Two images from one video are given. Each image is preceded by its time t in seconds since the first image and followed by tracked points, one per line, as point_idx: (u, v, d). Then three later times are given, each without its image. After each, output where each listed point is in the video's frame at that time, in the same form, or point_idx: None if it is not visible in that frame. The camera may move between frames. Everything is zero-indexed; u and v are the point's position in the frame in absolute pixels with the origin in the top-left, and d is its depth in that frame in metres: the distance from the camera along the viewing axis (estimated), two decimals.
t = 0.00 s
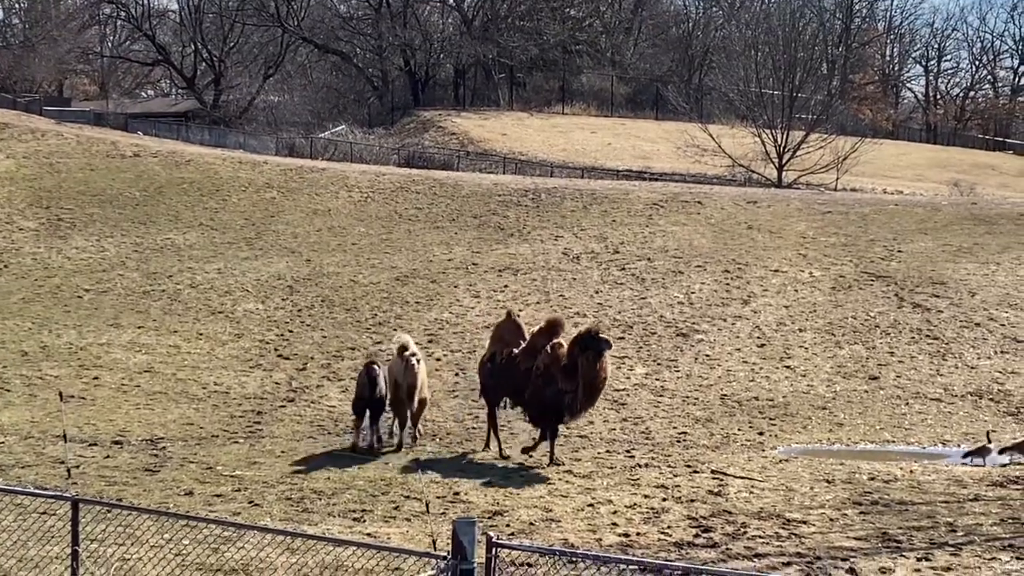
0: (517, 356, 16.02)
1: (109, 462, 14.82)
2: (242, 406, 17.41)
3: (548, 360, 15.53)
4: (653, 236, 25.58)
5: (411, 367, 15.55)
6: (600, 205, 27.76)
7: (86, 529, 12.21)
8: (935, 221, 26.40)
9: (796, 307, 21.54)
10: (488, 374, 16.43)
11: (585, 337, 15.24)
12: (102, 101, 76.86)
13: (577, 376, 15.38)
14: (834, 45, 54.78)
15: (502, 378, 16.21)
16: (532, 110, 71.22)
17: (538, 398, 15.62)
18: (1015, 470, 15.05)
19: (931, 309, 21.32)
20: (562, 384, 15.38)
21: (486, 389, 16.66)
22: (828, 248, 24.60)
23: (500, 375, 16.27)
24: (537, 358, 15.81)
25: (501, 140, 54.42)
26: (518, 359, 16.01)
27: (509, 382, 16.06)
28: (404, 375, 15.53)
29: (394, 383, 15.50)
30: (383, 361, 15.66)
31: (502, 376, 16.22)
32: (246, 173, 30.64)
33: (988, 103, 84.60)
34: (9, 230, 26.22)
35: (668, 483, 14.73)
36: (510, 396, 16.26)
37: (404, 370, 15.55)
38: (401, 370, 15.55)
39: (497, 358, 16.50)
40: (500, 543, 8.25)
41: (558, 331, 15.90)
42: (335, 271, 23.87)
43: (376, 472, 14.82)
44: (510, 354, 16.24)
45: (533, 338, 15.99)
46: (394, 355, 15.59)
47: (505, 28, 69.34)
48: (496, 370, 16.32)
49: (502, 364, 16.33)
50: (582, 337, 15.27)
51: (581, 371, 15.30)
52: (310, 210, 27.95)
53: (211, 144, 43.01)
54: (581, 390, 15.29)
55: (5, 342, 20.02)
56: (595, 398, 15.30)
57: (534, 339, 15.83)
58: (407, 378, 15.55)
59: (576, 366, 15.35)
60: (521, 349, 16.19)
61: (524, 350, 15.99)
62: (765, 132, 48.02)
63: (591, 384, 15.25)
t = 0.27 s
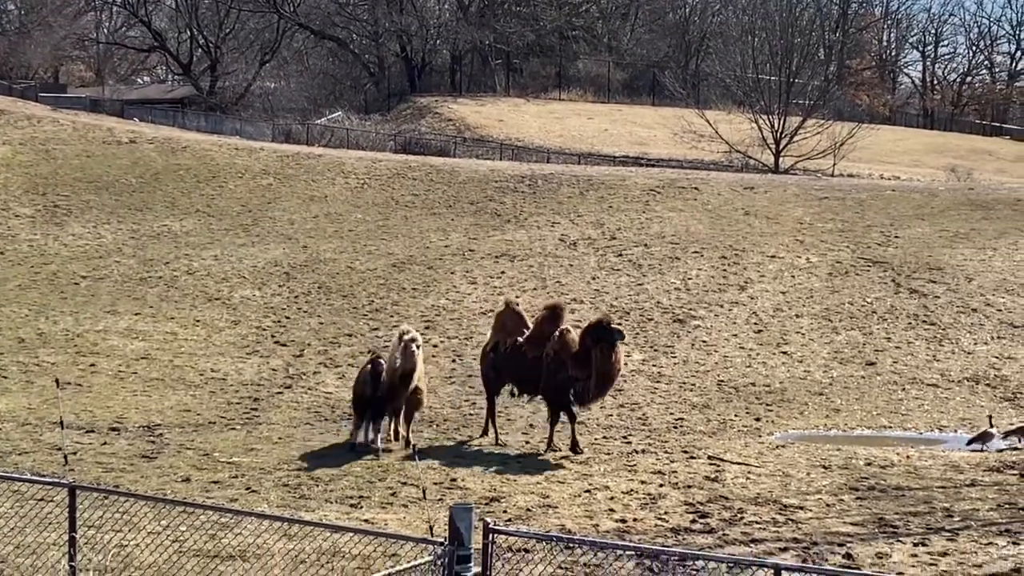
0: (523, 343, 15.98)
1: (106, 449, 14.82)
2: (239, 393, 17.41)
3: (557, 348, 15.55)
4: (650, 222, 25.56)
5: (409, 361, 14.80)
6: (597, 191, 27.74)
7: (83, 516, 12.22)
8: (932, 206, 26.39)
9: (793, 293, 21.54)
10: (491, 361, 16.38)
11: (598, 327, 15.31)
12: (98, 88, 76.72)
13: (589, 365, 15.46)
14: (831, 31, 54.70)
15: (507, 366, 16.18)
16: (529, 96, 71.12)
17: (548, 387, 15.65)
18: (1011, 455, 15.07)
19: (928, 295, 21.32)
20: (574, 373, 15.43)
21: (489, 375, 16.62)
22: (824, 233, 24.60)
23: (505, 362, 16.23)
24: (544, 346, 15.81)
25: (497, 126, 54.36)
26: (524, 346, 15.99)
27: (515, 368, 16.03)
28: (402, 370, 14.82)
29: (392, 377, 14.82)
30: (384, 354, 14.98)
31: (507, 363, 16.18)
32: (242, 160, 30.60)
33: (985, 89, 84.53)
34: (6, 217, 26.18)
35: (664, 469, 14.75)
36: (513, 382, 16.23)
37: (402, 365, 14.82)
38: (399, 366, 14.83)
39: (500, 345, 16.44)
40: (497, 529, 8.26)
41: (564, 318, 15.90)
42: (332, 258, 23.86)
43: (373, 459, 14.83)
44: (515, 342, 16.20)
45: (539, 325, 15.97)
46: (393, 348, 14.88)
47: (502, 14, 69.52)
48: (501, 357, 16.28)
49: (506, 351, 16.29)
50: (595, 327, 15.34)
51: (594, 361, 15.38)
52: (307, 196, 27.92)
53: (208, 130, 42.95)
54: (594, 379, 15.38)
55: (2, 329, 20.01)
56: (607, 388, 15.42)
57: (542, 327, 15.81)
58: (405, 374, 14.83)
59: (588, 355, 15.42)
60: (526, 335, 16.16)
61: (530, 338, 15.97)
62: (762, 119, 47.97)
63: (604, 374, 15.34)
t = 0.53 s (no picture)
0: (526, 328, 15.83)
1: (102, 433, 14.82)
2: (234, 376, 17.41)
3: (564, 334, 15.52)
4: (644, 204, 25.55)
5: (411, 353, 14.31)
6: (592, 174, 27.72)
7: (78, 500, 12.22)
8: (926, 188, 26.39)
9: (788, 275, 21.54)
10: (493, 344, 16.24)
11: (606, 314, 15.27)
12: (91, 72, 76.54)
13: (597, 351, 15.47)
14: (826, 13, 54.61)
15: (511, 349, 16.07)
16: (523, 79, 70.98)
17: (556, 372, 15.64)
18: (1006, 436, 15.11)
19: (923, 277, 21.32)
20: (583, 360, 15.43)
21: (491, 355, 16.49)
22: (819, 215, 24.60)
23: (508, 346, 16.11)
24: (550, 330, 15.70)
25: (491, 110, 54.26)
26: (527, 331, 15.85)
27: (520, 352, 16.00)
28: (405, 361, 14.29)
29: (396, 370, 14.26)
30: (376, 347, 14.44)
31: (511, 347, 16.06)
32: (236, 143, 30.53)
33: (979, 70, 84.47)
34: None
35: (659, 452, 14.77)
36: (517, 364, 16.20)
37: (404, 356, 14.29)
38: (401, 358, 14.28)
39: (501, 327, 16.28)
40: (491, 511, 8.27)
41: (568, 302, 15.78)
42: (327, 241, 23.83)
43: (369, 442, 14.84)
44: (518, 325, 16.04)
45: (544, 309, 15.74)
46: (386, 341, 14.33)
47: None
48: (504, 340, 16.14)
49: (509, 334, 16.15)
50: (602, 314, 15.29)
51: (603, 347, 15.39)
52: (301, 180, 27.88)
53: (201, 113, 42.86)
54: (603, 366, 15.42)
55: None
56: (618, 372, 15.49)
57: (546, 312, 15.65)
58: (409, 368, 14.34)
59: (597, 342, 15.42)
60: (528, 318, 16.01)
61: (534, 321, 15.83)
62: (756, 101, 47.91)
63: (614, 359, 15.37)
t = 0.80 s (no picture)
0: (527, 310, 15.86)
1: (93, 416, 14.81)
2: (225, 359, 17.40)
3: (565, 316, 15.63)
4: (635, 186, 25.54)
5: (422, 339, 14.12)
6: (583, 156, 27.70)
7: (69, 483, 12.21)
8: (917, 169, 26.41)
9: (779, 257, 21.55)
10: (491, 327, 16.19)
11: (611, 296, 15.46)
12: (81, 54, 76.29)
13: (599, 334, 15.61)
14: None
15: (509, 332, 16.05)
16: (515, 60, 70.85)
17: (555, 355, 15.68)
18: (996, 417, 15.14)
19: (913, 257, 21.34)
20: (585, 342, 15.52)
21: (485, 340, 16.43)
22: (810, 196, 24.61)
23: (506, 329, 16.08)
24: (552, 313, 15.76)
25: (483, 91, 54.15)
26: (528, 313, 15.88)
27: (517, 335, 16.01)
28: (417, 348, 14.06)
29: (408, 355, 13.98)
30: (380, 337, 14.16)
31: (509, 330, 16.03)
32: (227, 126, 30.45)
33: (971, 51, 84.44)
34: None
35: (650, 433, 14.79)
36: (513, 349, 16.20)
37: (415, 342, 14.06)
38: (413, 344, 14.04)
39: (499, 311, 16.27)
40: (480, 492, 8.29)
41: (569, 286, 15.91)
42: (318, 224, 23.79)
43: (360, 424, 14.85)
44: (517, 307, 16.06)
45: (544, 291, 15.95)
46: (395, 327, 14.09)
47: None
48: (502, 323, 16.11)
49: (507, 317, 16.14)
50: (607, 296, 15.47)
51: (606, 330, 15.55)
52: (292, 162, 27.83)
53: (192, 96, 42.74)
54: (606, 348, 15.54)
55: None
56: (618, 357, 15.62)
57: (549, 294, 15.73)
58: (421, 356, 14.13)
59: (600, 324, 15.56)
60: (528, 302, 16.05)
61: (535, 304, 15.89)
62: (747, 83, 47.86)
63: (617, 342, 15.51)
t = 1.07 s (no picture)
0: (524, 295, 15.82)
1: (80, 400, 14.79)
2: (212, 342, 17.38)
3: (563, 299, 15.68)
4: (624, 168, 25.51)
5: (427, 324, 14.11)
6: (571, 139, 27.67)
7: (55, 467, 12.20)
8: (905, 151, 26.41)
9: (766, 239, 21.54)
10: (486, 312, 16.14)
11: (612, 281, 15.52)
12: (69, 38, 76.02)
13: (598, 318, 15.67)
14: None
15: (505, 316, 16.02)
16: (504, 43, 70.69)
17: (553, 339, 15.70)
18: (983, 398, 15.17)
19: (901, 240, 21.34)
20: (585, 326, 15.60)
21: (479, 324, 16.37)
22: (798, 179, 24.60)
23: (502, 314, 16.04)
24: (549, 297, 15.75)
25: (471, 74, 54.02)
26: (524, 298, 15.84)
27: (514, 318, 15.95)
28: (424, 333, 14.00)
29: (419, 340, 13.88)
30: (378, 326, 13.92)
31: (506, 315, 16.00)
32: (215, 109, 30.36)
33: (960, 33, 84.39)
34: None
35: (637, 416, 14.80)
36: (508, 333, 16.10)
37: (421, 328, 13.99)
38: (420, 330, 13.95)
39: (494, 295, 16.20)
40: (464, 476, 8.27)
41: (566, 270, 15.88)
42: (305, 207, 23.74)
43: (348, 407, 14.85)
44: (512, 292, 15.99)
45: (540, 275, 15.86)
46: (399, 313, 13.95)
47: None
48: (498, 308, 16.06)
49: (502, 301, 16.08)
50: (608, 281, 15.54)
51: (606, 315, 15.61)
52: (280, 145, 27.77)
53: (180, 79, 42.61)
54: (605, 332, 15.59)
55: None
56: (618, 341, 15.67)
57: (546, 278, 15.70)
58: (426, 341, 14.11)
59: (600, 309, 15.62)
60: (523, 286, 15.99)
61: (531, 288, 15.85)
62: (736, 65, 47.81)
63: (617, 327, 15.59)
